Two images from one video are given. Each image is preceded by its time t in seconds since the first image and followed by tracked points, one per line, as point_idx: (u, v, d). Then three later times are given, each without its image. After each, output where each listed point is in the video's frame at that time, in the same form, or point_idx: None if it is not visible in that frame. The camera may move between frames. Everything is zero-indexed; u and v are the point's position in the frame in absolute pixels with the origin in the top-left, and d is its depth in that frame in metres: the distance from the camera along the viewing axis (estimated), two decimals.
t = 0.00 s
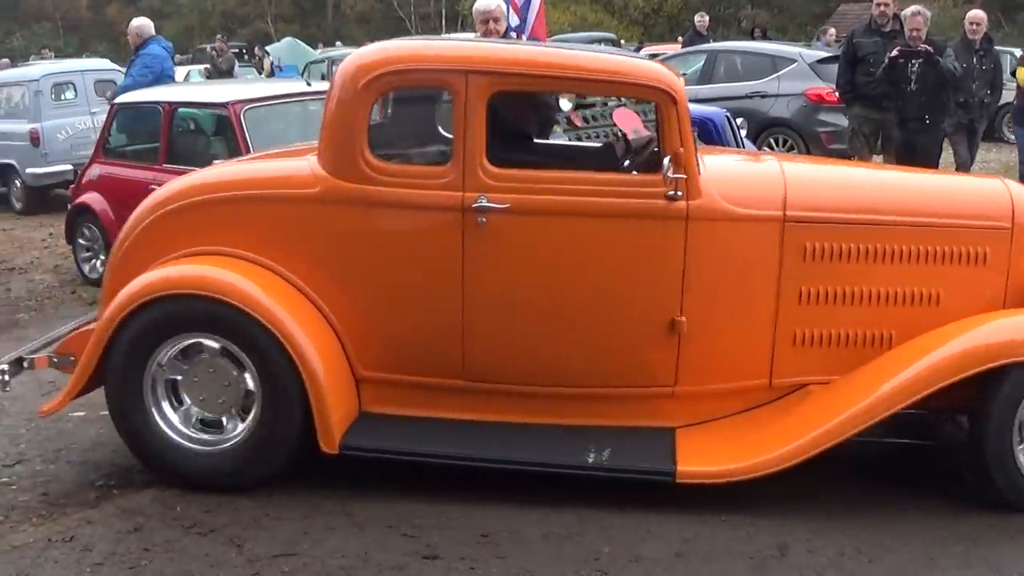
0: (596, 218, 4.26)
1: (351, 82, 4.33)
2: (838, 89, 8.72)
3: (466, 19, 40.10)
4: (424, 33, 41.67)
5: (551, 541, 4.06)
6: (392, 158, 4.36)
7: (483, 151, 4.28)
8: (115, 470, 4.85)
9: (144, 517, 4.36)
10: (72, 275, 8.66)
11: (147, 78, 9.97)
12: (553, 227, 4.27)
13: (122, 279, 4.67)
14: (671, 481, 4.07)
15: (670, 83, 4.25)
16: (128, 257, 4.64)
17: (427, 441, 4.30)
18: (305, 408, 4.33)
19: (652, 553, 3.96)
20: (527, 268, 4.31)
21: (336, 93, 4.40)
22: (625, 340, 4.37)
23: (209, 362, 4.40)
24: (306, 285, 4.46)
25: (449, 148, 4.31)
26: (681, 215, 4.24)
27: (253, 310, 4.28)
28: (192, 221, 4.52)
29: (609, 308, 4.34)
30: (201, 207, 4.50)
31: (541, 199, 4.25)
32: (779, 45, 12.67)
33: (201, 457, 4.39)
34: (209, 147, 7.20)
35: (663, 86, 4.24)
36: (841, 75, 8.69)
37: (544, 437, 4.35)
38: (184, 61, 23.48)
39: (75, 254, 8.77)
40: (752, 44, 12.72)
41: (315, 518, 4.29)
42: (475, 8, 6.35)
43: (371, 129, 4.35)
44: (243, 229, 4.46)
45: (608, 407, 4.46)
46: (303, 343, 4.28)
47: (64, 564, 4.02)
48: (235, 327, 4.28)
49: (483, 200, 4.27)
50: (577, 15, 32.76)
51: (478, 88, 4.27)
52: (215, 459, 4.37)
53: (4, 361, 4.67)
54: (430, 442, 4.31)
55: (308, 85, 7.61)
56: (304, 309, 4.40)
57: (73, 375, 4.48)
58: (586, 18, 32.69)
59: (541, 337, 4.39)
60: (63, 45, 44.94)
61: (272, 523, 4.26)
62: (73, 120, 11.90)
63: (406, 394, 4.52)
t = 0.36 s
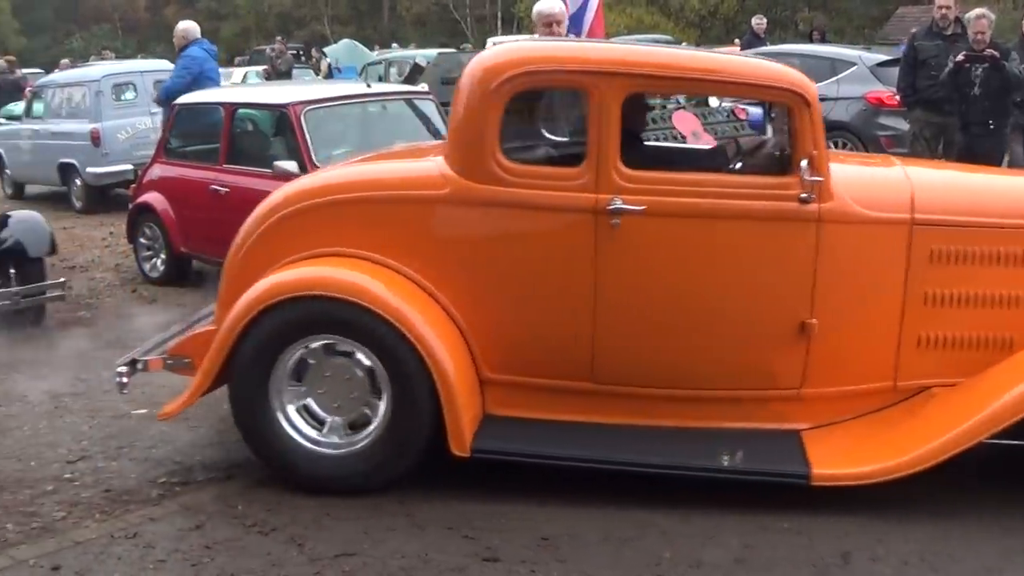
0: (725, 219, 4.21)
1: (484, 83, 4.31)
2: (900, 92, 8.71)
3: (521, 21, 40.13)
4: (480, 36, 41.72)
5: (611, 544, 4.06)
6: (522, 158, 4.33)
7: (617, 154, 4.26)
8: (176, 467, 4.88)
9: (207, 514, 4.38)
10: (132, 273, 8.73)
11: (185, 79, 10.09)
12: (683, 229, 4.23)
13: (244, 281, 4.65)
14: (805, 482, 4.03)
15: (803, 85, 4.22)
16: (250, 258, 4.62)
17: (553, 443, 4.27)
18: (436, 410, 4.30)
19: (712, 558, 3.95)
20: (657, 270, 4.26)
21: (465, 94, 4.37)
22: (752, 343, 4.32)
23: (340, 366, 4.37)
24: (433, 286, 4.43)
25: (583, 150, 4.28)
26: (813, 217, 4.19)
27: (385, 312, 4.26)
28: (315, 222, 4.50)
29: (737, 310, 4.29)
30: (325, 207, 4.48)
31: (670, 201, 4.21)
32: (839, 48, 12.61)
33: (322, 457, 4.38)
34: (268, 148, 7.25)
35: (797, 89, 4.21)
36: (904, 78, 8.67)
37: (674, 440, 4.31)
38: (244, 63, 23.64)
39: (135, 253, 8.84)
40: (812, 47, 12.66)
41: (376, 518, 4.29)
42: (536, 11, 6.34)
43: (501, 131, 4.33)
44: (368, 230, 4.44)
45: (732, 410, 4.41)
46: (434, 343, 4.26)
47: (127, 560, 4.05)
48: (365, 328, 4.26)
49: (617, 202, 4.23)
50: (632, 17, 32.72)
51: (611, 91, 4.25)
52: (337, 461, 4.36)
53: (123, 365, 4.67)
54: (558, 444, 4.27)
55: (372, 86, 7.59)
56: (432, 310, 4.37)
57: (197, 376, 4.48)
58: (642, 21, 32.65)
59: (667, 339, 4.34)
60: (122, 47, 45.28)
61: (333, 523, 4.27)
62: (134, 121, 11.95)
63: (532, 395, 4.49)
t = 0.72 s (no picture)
0: (902, 223, 4.16)
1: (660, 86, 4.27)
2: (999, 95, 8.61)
3: (611, 24, 40.07)
4: (570, 38, 41.69)
5: (711, 551, 4.02)
6: (694, 162, 4.28)
7: (794, 158, 4.21)
8: (274, 468, 4.90)
9: (305, 515, 4.40)
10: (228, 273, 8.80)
11: (258, 82, 10.12)
12: (858, 234, 4.17)
13: (406, 287, 4.60)
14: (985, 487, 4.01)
15: (977, 90, 4.20)
16: (412, 263, 4.58)
17: (725, 448, 4.23)
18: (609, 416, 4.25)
19: (813, 566, 3.90)
20: (835, 273, 4.20)
21: (638, 97, 4.34)
22: (924, 348, 4.26)
23: (511, 376, 4.33)
24: (604, 290, 4.37)
25: (757, 154, 4.24)
26: (989, 221, 4.14)
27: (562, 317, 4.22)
28: (481, 226, 4.46)
29: (911, 315, 4.23)
30: (494, 211, 4.44)
31: (847, 205, 4.17)
32: (935, 50, 12.47)
33: (487, 462, 4.34)
34: (362, 150, 7.33)
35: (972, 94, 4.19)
36: (1002, 81, 8.62)
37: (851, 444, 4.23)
38: (338, 66, 23.79)
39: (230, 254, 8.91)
40: (908, 49, 12.53)
41: (474, 521, 4.29)
42: (635, 14, 6.31)
43: (676, 134, 4.28)
44: (537, 234, 4.40)
45: (899, 416, 4.35)
46: (611, 349, 4.21)
47: (227, 560, 4.07)
48: (540, 333, 4.22)
49: (793, 206, 4.18)
50: (723, 20, 32.56)
51: (789, 94, 4.21)
52: (503, 466, 4.32)
53: (282, 368, 4.64)
54: (731, 449, 4.23)
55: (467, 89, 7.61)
56: (605, 314, 4.32)
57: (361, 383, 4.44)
58: (734, 22, 32.49)
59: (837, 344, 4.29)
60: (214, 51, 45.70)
61: (430, 526, 4.27)
62: (229, 123, 12.03)
63: (701, 400, 4.42)
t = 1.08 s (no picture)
0: None
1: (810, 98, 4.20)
2: None
3: (678, 31, 40.02)
4: (638, 46, 41.62)
5: (780, 561, 3.98)
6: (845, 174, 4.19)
7: (948, 170, 4.12)
8: (340, 471, 4.90)
9: (371, 520, 4.40)
10: (295, 276, 8.82)
11: (299, 90, 9.91)
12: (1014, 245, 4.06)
13: (543, 297, 4.47)
14: None
15: None
16: (549, 273, 4.45)
17: (876, 463, 4.13)
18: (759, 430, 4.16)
19: None
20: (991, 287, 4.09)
21: (785, 110, 4.25)
22: None
23: (669, 395, 4.23)
24: (754, 303, 4.25)
25: (909, 166, 4.15)
26: None
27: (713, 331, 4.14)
28: (626, 235, 4.35)
29: None
30: (640, 219, 4.33)
31: (1004, 217, 4.06)
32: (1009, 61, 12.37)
33: (636, 475, 4.25)
34: (432, 154, 7.36)
35: None
36: None
37: (1005, 458, 4.13)
38: (406, 70, 23.86)
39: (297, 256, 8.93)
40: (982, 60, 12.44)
41: (540, 530, 4.26)
42: (715, 23, 6.28)
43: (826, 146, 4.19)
44: (686, 244, 4.28)
45: None
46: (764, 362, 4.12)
47: (291, 563, 4.07)
48: (691, 343, 4.14)
49: (948, 218, 4.09)
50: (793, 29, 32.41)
51: (946, 105, 4.12)
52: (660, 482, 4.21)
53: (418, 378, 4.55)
54: (882, 464, 4.12)
55: (538, 96, 7.61)
56: (755, 327, 4.21)
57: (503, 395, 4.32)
58: (801, 31, 32.35)
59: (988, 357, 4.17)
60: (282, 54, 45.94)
61: (496, 534, 4.25)
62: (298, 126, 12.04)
63: (848, 417, 4.28)
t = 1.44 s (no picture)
0: None
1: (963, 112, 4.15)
2: None
3: (738, 40, 39.93)
4: (698, 54, 41.57)
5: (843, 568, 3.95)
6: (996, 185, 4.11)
7: None
8: (401, 478, 4.91)
9: (432, 528, 4.40)
10: (355, 281, 8.85)
11: (324, 102, 10.08)
12: None
13: (677, 312, 4.32)
14: None
15: None
16: (686, 283, 4.30)
17: None
18: (909, 442, 4.05)
19: None
20: None
21: (933, 126, 4.20)
22: None
23: (822, 425, 4.13)
24: (902, 318, 4.15)
25: None
26: None
27: (868, 343, 4.03)
28: (772, 247, 4.23)
29: None
30: (787, 230, 4.22)
31: None
32: None
33: (783, 491, 4.15)
34: (493, 162, 7.37)
35: None
36: None
37: None
38: (465, 77, 23.92)
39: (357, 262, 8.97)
40: None
41: (601, 541, 4.25)
42: (780, 32, 6.25)
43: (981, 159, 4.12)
44: (834, 257, 4.18)
45: None
46: (915, 373, 4.03)
47: (353, 569, 4.08)
48: (838, 353, 4.03)
49: None
50: (855, 38, 32.31)
51: None
52: (813, 513, 4.12)
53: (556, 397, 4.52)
54: None
55: (601, 104, 7.60)
56: (905, 342, 4.11)
57: (649, 407, 4.21)
58: (863, 42, 32.21)
59: None
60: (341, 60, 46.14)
61: (557, 544, 4.24)
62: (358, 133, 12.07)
63: (993, 434, 4.16)
